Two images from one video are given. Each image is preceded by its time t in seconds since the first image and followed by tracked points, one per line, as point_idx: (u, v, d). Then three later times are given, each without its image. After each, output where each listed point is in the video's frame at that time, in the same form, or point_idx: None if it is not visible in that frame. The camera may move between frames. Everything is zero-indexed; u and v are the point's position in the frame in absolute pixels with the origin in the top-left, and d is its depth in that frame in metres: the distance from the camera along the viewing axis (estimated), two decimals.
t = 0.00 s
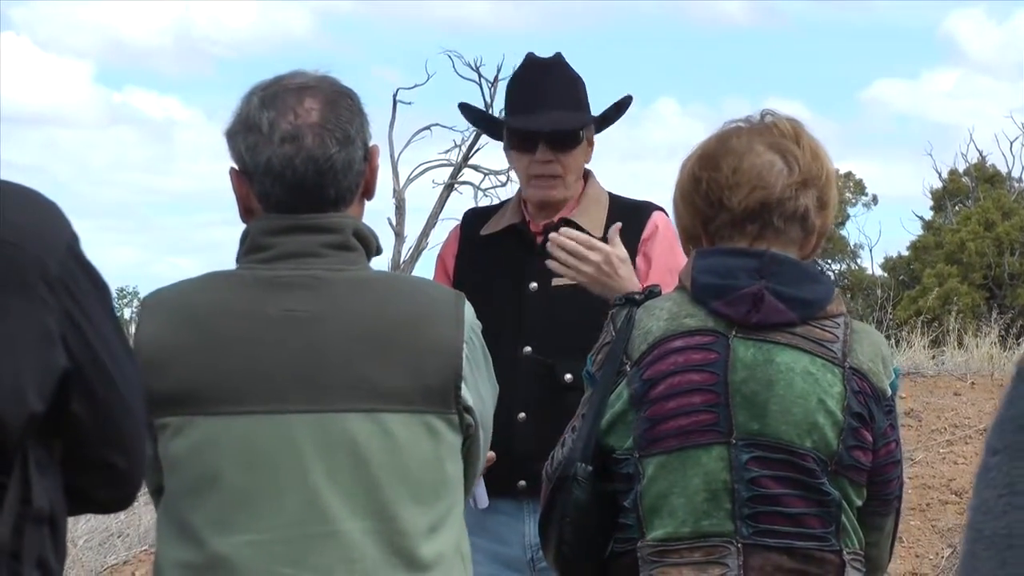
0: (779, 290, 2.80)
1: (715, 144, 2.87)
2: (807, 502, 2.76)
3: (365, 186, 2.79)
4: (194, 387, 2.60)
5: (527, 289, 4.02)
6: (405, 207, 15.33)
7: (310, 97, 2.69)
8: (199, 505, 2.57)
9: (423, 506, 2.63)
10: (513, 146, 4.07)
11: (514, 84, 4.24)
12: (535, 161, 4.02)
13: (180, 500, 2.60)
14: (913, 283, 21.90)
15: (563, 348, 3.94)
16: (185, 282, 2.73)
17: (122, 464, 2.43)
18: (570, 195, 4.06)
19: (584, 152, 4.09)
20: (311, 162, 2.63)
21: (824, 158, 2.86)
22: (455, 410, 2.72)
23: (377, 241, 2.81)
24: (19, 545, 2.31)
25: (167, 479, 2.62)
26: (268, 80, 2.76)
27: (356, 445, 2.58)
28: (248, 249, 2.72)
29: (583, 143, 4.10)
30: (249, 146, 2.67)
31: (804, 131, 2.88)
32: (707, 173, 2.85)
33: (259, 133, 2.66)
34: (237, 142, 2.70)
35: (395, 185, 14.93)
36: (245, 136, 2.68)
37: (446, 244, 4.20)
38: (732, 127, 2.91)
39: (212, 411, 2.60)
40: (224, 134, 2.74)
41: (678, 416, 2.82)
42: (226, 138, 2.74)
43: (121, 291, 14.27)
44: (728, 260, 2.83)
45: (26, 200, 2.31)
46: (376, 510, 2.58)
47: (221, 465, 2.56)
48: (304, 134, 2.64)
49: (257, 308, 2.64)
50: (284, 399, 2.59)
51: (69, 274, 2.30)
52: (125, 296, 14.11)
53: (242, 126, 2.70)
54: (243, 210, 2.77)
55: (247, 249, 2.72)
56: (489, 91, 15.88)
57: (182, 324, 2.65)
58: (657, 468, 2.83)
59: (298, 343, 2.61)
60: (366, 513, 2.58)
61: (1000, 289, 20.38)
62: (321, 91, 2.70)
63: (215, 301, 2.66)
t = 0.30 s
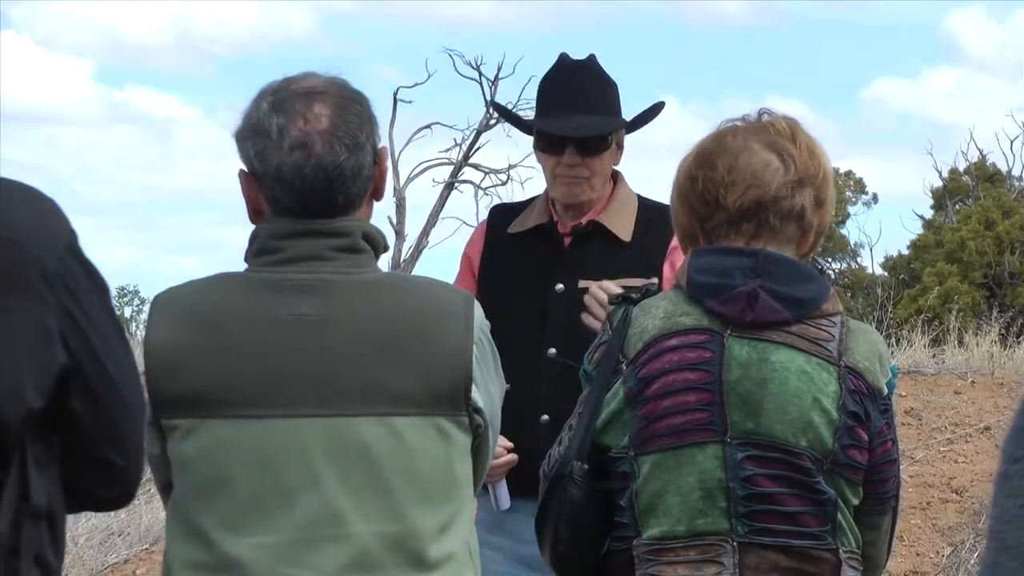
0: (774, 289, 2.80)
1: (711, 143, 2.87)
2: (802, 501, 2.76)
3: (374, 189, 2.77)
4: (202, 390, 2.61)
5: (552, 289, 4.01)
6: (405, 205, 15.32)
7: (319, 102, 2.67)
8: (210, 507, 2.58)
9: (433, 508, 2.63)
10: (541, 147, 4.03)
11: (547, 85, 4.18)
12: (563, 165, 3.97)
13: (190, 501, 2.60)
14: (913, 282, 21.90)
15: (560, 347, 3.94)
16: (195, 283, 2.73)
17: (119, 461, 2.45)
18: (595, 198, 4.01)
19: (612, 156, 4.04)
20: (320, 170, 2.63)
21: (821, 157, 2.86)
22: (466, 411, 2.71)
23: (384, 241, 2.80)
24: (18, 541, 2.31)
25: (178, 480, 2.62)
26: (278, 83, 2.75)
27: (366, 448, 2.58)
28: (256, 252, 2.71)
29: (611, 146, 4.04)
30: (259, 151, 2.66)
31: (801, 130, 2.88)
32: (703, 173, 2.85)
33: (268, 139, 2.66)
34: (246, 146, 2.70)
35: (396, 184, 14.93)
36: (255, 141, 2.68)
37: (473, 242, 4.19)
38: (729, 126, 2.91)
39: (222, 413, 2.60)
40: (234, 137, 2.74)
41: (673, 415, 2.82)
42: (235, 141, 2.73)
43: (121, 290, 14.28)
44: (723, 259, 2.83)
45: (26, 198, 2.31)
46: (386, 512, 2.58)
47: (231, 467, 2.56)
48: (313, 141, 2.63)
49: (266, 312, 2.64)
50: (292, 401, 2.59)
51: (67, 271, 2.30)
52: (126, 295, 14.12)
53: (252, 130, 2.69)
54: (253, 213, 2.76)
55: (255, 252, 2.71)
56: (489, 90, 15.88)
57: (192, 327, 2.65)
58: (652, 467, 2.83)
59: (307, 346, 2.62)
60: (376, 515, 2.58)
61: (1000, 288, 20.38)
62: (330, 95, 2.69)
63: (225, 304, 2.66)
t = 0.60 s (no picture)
0: (770, 288, 2.80)
1: (705, 143, 2.88)
2: (797, 500, 2.76)
3: (377, 189, 2.78)
4: (202, 389, 2.60)
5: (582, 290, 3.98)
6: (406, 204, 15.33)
7: (323, 103, 2.67)
8: (207, 506, 2.58)
9: (431, 508, 2.63)
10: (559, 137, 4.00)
11: (577, 71, 4.04)
12: (573, 160, 3.93)
13: (189, 499, 2.60)
14: (913, 281, 21.89)
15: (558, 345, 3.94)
16: (195, 282, 2.72)
17: (116, 458, 2.47)
18: (607, 195, 3.94)
19: (632, 153, 3.94)
20: (323, 172, 2.62)
21: (816, 155, 2.85)
22: (465, 413, 2.71)
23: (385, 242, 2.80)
24: (12, 536, 2.36)
25: (177, 478, 2.63)
26: (282, 83, 2.74)
27: (365, 447, 2.58)
28: (258, 251, 2.71)
29: (628, 142, 3.92)
30: (262, 152, 2.65)
31: (796, 129, 2.87)
32: (697, 172, 2.85)
33: (271, 140, 2.65)
34: (249, 146, 2.69)
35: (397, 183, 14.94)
36: (258, 141, 2.67)
37: (504, 239, 4.15)
38: (725, 126, 2.92)
39: (222, 412, 2.60)
40: (237, 136, 2.73)
41: (668, 414, 2.82)
42: (239, 140, 2.72)
43: (121, 288, 14.30)
44: (718, 258, 2.83)
45: (24, 195, 2.35)
46: (384, 512, 2.58)
47: (230, 466, 2.56)
48: (316, 143, 2.63)
49: (266, 311, 2.64)
50: (291, 400, 2.59)
51: (64, 267, 2.34)
52: (127, 292, 14.13)
53: (255, 130, 2.68)
54: (255, 210, 2.75)
55: (257, 251, 2.71)
56: (489, 89, 15.88)
57: (193, 326, 2.64)
58: (648, 466, 2.83)
59: (307, 345, 2.62)
60: (374, 514, 2.58)
61: (1001, 288, 20.37)
62: (334, 97, 2.68)
63: (226, 302, 2.66)
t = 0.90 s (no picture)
0: (763, 289, 2.80)
1: (700, 143, 2.88)
2: (791, 501, 2.76)
3: (369, 189, 2.77)
4: (192, 385, 2.60)
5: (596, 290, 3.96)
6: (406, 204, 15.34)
7: (315, 100, 2.67)
8: (196, 502, 2.58)
9: (420, 506, 2.63)
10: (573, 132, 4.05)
11: (594, 68, 4.04)
12: (580, 155, 3.97)
13: (179, 497, 2.60)
14: (914, 282, 21.88)
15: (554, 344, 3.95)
16: (186, 280, 2.73)
17: (107, 456, 2.54)
18: (615, 190, 3.95)
19: (642, 151, 3.95)
20: (313, 168, 2.62)
21: (813, 155, 2.85)
22: (454, 411, 2.70)
23: (378, 242, 2.80)
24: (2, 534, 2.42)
25: (167, 476, 2.63)
26: (275, 81, 2.74)
27: (353, 444, 2.58)
28: (249, 249, 2.72)
29: (638, 139, 3.94)
30: (253, 148, 2.65)
31: (792, 130, 2.87)
32: (693, 173, 2.86)
33: (263, 136, 2.65)
34: (242, 144, 2.69)
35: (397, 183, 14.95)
36: (250, 138, 2.67)
37: (523, 233, 4.14)
38: (722, 126, 2.92)
39: (211, 409, 2.60)
40: (230, 134, 2.73)
41: (662, 414, 2.82)
42: (232, 138, 2.73)
43: (121, 288, 14.32)
44: (713, 259, 2.83)
45: (17, 194, 2.42)
46: (372, 509, 2.59)
47: (219, 463, 2.56)
48: (307, 139, 2.63)
49: (256, 307, 2.65)
50: (280, 396, 2.59)
51: (54, 265, 2.40)
52: (126, 293, 14.15)
53: (247, 127, 2.69)
54: (247, 209, 2.75)
55: (249, 249, 2.72)
56: (489, 90, 15.89)
57: (183, 322, 2.64)
58: (641, 466, 2.83)
59: (296, 342, 2.62)
60: (361, 511, 2.58)
61: (1001, 288, 20.36)
62: (327, 95, 2.69)
63: (216, 300, 2.66)
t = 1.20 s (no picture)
0: (762, 290, 2.80)
1: (698, 145, 2.88)
2: (790, 502, 2.76)
3: (349, 185, 2.78)
4: (175, 380, 2.61)
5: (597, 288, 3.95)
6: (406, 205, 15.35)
7: (293, 92, 2.68)
8: (181, 497, 2.59)
9: (404, 497, 2.64)
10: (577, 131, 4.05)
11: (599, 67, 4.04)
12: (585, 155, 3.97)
13: (164, 493, 2.60)
14: (914, 283, 21.88)
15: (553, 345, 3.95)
16: (170, 279, 2.74)
17: (91, 455, 2.59)
18: (618, 190, 3.95)
19: (647, 151, 3.95)
20: (292, 158, 2.63)
21: (811, 155, 2.85)
22: (437, 402, 2.70)
23: (359, 238, 2.80)
24: None
25: (153, 474, 2.63)
26: (254, 77, 2.75)
27: (335, 434, 2.59)
28: (232, 245, 2.72)
29: (642, 139, 3.94)
30: (232, 141, 2.66)
31: (791, 130, 2.87)
32: (690, 175, 2.86)
33: (241, 128, 2.66)
34: (220, 138, 2.70)
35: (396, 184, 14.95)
36: (228, 132, 2.68)
37: (519, 229, 4.13)
38: (720, 126, 2.92)
39: (194, 404, 2.60)
40: (210, 131, 2.74)
41: (660, 416, 2.82)
42: (212, 134, 2.73)
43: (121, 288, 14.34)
44: (712, 260, 2.83)
45: (7, 194, 2.48)
46: (356, 500, 2.59)
47: (203, 456, 2.57)
48: (286, 130, 2.64)
49: (237, 301, 2.65)
50: (263, 387, 2.60)
51: (39, 265, 2.46)
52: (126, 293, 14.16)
53: (226, 121, 2.69)
54: (229, 206, 2.76)
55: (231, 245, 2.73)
56: (490, 90, 15.90)
57: (166, 318, 2.65)
58: (640, 468, 2.83)
59: (278, 334, 2.63)
60: (345, 503, 2.59)
61: (1001, 289, 20.36)
62: (305, 87, 2.70)
63: (198, 295, 2.67)
